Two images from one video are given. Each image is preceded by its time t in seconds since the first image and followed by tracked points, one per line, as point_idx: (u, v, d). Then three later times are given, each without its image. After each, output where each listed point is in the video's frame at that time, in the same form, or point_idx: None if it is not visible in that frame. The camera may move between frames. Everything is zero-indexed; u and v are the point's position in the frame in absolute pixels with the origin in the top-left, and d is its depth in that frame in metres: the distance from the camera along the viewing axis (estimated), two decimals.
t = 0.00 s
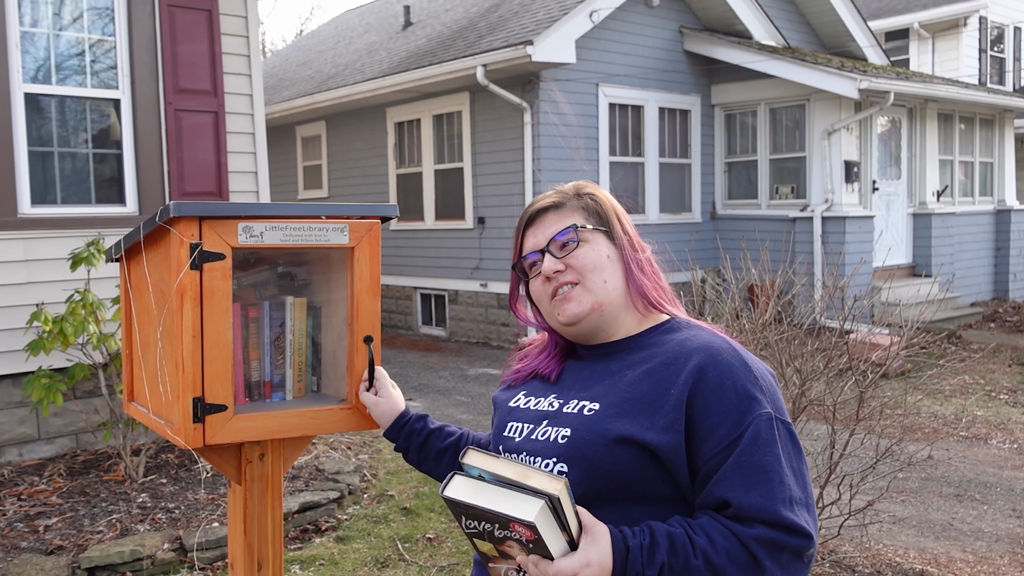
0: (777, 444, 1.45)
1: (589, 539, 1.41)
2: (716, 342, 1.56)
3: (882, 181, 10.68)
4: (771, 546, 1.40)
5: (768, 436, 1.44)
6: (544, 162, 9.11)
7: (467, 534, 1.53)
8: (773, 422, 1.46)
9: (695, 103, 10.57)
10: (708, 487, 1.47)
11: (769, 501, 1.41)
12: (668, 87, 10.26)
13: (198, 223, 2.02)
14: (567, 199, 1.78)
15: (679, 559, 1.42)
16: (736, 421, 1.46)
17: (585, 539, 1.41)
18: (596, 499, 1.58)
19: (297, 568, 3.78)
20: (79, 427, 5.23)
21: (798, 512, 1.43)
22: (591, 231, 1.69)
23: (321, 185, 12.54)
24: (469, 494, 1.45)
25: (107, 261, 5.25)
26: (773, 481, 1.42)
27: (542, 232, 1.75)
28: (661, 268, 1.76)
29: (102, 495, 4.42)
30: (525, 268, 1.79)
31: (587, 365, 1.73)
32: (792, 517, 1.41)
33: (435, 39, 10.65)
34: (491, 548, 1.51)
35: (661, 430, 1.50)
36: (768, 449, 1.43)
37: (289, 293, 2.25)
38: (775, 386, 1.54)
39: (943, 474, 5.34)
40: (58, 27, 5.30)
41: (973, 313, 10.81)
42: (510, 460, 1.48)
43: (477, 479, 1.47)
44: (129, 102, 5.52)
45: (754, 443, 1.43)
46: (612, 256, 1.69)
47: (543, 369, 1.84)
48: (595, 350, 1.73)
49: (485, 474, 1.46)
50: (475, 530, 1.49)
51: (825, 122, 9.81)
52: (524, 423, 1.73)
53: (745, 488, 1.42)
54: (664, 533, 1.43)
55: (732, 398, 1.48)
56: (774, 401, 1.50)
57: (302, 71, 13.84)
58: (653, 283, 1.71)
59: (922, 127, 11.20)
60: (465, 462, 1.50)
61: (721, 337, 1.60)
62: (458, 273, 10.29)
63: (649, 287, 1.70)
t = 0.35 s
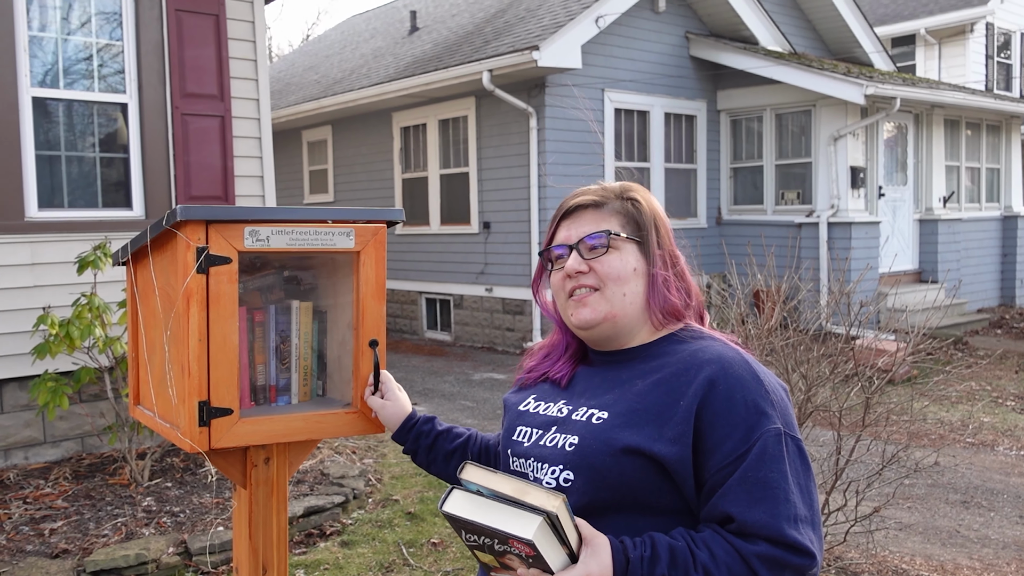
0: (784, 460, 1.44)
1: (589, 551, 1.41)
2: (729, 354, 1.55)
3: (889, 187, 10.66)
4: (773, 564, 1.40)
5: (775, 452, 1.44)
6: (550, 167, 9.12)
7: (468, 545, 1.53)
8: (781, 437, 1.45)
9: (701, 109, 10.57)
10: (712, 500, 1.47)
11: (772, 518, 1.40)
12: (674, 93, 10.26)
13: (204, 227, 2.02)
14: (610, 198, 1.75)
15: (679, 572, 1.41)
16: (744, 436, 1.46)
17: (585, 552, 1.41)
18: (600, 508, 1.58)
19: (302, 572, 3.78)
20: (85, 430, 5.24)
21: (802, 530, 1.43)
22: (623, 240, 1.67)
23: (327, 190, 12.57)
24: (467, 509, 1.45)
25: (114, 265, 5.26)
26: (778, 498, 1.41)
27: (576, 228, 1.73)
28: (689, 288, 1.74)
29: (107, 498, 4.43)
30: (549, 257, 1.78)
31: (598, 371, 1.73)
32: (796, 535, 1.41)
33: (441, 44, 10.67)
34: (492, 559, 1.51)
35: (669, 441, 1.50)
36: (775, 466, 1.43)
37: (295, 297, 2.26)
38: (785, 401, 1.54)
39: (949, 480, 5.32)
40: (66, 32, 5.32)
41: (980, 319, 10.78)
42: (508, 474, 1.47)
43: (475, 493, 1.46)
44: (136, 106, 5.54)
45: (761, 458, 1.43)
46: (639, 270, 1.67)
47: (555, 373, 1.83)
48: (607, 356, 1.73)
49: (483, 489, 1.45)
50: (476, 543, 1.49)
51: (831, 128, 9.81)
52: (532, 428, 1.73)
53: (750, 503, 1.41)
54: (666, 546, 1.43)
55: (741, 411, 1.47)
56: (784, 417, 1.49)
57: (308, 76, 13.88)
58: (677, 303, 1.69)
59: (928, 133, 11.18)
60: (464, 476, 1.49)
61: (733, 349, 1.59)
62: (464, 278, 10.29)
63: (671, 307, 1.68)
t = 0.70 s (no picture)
0: (800, 475, 1.44)
1: (602, 561, 1.40)
2: (746, 365, 1.55)
3: (893, 189, 10.64)
4: None
5: (791, 467, 1.43)
6: (553, 170, 9.13)
7: (478, 548, 1.53)
8: (797, 452, 1.45)
9: (704, 111, 10.56)
10: (724, 513, 1.46)
11: (787, 533, 1.40)
12: (678, 95, 10.26)
13: (206, 227, 2.03)
14: (643, 199, 1.72)
15: None
16: (760, 448, 1.45)
17: (598, 561, 1.40)
18: (610, 513, 1.58)
19: (305, 574, 3.78)
20: (89, 432, 5.26)
21: (816, 547, 1.42)
22: (648, 248, 1.66)
23: (331, 192, 12.59)
24: (483, 516, 1.45)
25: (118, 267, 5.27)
26: (793, 513, 1.41)
27: (602, 226, 1.71)
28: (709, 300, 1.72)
29: (111, 499, 4.44)
30: (570, 252, 1.76)
31: (611, 373, 1.73)
32: (809, 551, 1.40)
33: (445, 47, 10.69)
34: (502, 564, 1.51)
35: (682, 451, 1.50)
36: (790, 481, 1.42)
37: (297, 298, 2.26)
38: (802, 415, 1.53)
39: (954, 483, 5.30)
40: (71, 35, 5.34)
41: (984, 322, 10.75)
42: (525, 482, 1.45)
43: (491, 500, 1.45)
44: (141, 109, 5.55)
45: (777, 472, 1.43)
46: (659, 279, 1.66)
47: (567, 372, 1.83)
48: (619, 359, 1.72)
49: (500, 496, 1.44)
50: (487, 547, 1.48)
51: (835, 130, 9.80)
52: (543, 427, 1.74)
53: (764, 518, 1.41)
54: (678, 558, 1.43)
55: (757, 424, 1.47)
56: (800, 431, 1.49)
57: (312, 79, 13.91)
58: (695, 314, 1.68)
59: (932, 135, 11.16)
60: (479, 482, 1.48)
61: (749, 359, 1.58)
62: (467, 280, 10.29)
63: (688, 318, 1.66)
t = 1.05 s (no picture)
0: (799, 478, 1.44)
1: (596, 570, 1.41)
2: (747, 367, 1.55)
3: (894, 187, 10.63)
4: None
5: (790, 470, 1.43)
6: (554, 169, 9.13)
7: (477, 560, 1.54)
8: (796, 454, 1.45)
9: (705, 110, 10.56)
10: (723, 515, 1.46)
11: (785, 537, 1.40)
12: (678, 94, 10.26)
13: (206, 227, 2.03)
14: (652, 201, 1.72)
15: None
16: (760, 451, 1.45)
17: (593, 570, 1.41)
18: (609, 514, 1.58)
19: (306, 573, 3.78)
20: (90, 432, 5.26)
21: (814, 550, 1.42)
22: (659, 249, 1.65)
23: (332, 192, 12.59)
24: (475, 531, 1.45)
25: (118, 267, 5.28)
26: (791, 516, 1.41)
27: (611, 227, 1.70)
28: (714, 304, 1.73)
29: (113, 499, 4.44)
30: (577, 252, 1.75)
31: (612, 374, 1.73)
32: (807, 555, 1.40)
33: (445, 46, 10.70)
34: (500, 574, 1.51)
35: (682, 452, 1.50)
36: (789, 483, 1.42)
37: (297, 297, 2.26)
38: (803, 417, 1.53)
39: (955, 480, 5.30)
40: (72, 35, 5.35)
41: (986, 319, 10.74)
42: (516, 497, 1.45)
43: (483, 515, 1.45)
44: (141, 109, 5.56)
45: (776, 475, 1.43)
46: (667, 281, 1.66)
47: (570, 372, 1.84)
48: (622, 359, 1.72)
49: (491, 511, 1.44)
50: (483, 559, 1.49)
51: (836, 128, 9.79)
52: (544, 427, 1.74)
53: (762, 520, 1.41)
54: (675, 562, 1.43)
55: (757, 426, 1.47)
56: (800, 433, 1.49)
57: (313, 78, 13.92)
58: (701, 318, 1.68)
59: (933, 133, 11.15)
60: (471, 497, 1.48)
61: (750, 360, 1.59)
62: (468, 280, 10.29)
63: (694, 322, 1.67)
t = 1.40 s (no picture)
0: (790, 473, 1.43)
1: (587, 567, 1.40)
2: (738, 362, 1.55)
3: (894, 184, 10.63)
4: None
5: (780, 464, 1.43)
6: (553, 166, 9.12)
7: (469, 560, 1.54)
8: (787, 448, 1.45)
9: (704, 107, 10.55)
10: (715, 510, 1.46)
11: (775, 531, 1.40)
12: (678, 91, 10.26)
13: (205, 225, 2.03)
14: (656, 201, 1.72)
15: None
16: (751, 446, 1.45)
17: (583, 567, 1.40)
18: (603, 511, 1.58)
19: (306, 571, 3.78)
20: (90, 429, 5.26)
21: (805, 544, 1.42)
22: (665, 251, 1.66)
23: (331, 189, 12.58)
24: (463, 532, 1.45)
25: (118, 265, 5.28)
26: (781, 510, 1.41)
27: (617, 226, 1.69)
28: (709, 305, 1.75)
29: (112, 497, 4.44)
30: (580, 249, 1.73)
31: (608, 372, 1.73)
32: (798, 549, 1.40)
33: (444, 43, 10.68)
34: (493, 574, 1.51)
35: (674, 449, 1.50)
36: (779, 478, 1.42)
37: (296, 295, 2.26)
38: (795, 411, 1.53)
39: (954, 478, 5.30)
40: (70, 33, 5.34)
41: (985, 316, 10.74)
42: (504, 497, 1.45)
43: (471, 516, 1.46)
44: (140, 106, 5.55)
45: (766, 470, 1.42)
46: (671, 283, 1.67)
47: (566, 371, 1.84)
48: (618, 358, 1.72)
49: (479, 512, 1.45)
50: (475, 559, 1.49)
51: (835, 125, 9.79)
52: (539, 425, 1.74)
53: (752, 515, 1.41)
54: (665, 558, 1.44)
55: (748, 421, 1.47)
56: (792, 428, 1.48)
57: (312, 76, 13.90)
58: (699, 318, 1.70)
59: (932, 130, 11.15)
60: (460, 498, 1.49)
61: (743, 355, 1.58)
62: (468, 277, 10.29)
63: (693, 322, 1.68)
